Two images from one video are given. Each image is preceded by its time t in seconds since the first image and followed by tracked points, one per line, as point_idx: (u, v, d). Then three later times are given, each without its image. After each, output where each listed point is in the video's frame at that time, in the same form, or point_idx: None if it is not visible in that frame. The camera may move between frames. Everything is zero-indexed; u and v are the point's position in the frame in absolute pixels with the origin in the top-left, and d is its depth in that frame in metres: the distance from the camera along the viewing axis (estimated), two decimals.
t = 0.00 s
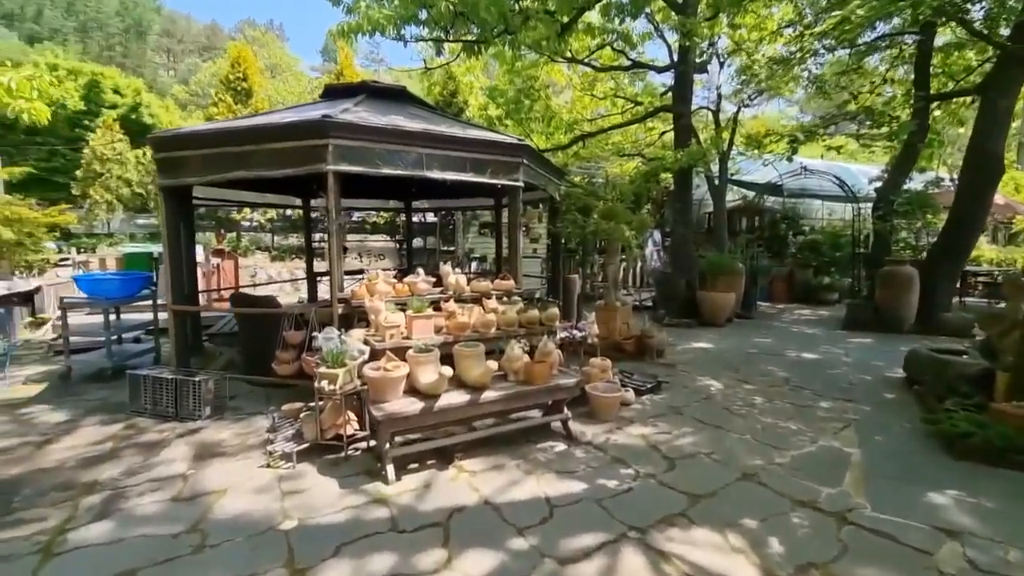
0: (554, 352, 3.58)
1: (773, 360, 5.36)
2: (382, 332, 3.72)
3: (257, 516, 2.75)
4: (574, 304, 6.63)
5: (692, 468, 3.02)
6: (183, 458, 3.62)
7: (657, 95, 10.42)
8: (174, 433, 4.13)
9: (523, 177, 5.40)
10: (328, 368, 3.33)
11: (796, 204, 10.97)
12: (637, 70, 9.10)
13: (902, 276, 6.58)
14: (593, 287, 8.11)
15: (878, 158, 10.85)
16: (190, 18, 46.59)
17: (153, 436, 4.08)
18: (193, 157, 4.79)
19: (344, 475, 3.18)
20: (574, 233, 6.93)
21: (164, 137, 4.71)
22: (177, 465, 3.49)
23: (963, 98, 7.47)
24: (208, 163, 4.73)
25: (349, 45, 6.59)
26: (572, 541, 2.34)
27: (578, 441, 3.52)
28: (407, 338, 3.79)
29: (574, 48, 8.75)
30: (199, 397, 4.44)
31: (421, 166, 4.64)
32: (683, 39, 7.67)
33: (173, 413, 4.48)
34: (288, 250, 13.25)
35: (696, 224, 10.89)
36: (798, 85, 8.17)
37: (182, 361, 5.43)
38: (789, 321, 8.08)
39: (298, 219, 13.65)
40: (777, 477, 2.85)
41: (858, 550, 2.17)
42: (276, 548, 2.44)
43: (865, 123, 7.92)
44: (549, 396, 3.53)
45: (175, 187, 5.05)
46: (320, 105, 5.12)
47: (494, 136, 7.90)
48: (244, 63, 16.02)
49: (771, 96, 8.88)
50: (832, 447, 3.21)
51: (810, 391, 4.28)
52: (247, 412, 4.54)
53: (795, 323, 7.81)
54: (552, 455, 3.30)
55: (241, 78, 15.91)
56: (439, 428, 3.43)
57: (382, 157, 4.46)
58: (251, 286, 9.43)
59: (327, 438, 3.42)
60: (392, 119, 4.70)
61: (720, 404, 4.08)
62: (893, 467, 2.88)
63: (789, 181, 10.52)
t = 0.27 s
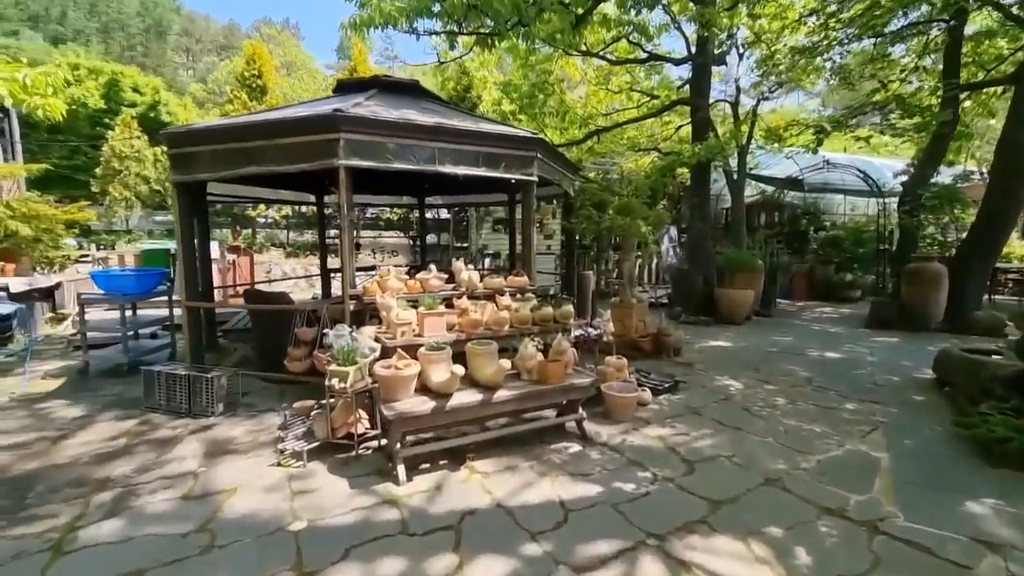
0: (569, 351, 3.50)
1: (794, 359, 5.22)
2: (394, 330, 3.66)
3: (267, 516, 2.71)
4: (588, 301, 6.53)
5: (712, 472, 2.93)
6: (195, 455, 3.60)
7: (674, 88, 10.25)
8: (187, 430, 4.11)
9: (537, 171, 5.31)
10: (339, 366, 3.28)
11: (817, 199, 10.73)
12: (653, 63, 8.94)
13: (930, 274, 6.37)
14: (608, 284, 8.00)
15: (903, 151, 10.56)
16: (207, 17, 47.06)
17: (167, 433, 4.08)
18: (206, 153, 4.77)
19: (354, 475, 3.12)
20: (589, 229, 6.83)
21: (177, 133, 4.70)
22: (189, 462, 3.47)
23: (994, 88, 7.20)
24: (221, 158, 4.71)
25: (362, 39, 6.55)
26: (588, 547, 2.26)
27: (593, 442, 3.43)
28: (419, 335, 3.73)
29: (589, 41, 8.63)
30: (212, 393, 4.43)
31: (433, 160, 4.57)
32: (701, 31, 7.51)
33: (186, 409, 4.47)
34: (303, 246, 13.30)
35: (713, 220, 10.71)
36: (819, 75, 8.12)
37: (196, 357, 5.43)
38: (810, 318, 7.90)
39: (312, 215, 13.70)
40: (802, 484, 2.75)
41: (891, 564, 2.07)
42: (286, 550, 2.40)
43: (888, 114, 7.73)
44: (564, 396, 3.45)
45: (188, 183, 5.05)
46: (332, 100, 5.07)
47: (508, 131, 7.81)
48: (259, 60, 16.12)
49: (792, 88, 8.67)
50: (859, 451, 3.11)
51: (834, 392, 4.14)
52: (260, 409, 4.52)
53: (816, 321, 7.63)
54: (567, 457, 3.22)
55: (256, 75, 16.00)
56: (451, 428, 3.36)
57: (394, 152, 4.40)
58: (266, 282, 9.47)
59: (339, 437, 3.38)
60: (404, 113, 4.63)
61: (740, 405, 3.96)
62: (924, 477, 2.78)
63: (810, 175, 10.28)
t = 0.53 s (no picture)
0: (584, 350, 3.34)
1: (817, 360, 5.03)
2: (403, 327, 3.54)
3: (269, 522, 2.59)
4: (603, 298, 6.36)
5: (737, 481, 2.77)
6: (198, 454, 3.50)
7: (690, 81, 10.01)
8: (191, 428, 4.02)
9: (550, 164, 5.14)
10: (345, 365, 3.15)
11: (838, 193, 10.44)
12: (670, 54, 8.72)
13: (960, 270, 6.16)
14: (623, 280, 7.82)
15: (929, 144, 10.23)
16: (222, 14, 47.27)
17: (171, 431, 3.99)
18: (212, 145, 4.67)
19: (360, 478, 3.00)
20: (603, 224, 6.65)
21: (182, 124, 4.60)
22: (192, 462, 3.37)
23: None
24: (227, 150, 4.61)
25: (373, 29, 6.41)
26: (606, 562, 2.12)
27: (609, 446, 3.28)
28: (428, 333, 3.59)
29: (604, 32, 8.43)
30: (218, 391, 4.33)
31: (443, 152, 4.42)
32: (719, 19, 7.28)
33: (191, 407, 4.38)
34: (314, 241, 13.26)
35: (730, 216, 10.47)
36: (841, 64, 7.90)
37: (203, 354, 5.35)
38: (831, 317, 7.67)
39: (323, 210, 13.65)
40: (834, 495, 2.58)
41: None
42: (286, 559, 2.28)
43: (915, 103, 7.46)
44: (578, 398, 3.30)
45: (194, 176, 4.95)
46: (341, 90, 4.95)
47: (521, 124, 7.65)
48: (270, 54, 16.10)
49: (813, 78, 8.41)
50: (894, 460, 2.93)
51: (863, 395, 3.94)
52: (266, 407, 4.42)
53: (838, 319, 7.40)
54: (582, 462, 3.07)
55: (267, 69, 15.97)
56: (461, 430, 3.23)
57: (402, 143, 4.26)
58: (277, 277, 9.42)
59: (344, 438, 3.25)
60: (413, 103, 4.49)
61: (763, 408, 3.79)
62: (968, 490, 2.59)
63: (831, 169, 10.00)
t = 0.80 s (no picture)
0: (595, 354, 3.18)
1: (836, 361, 4.85)
2: (406, 328, 3.39)
3: (263, 536, 2.45)
4: (612, 296, 6.19)
5: (759, 495, 2.60)
6: (193, 460, 3.37)
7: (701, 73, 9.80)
8: (188, 432, 3.89)
9: (559, 157, 4.97)
10: (345, 368, 3.00)
11: (852, 189, 10.21)
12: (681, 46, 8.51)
13: (984, 269, 5.95)
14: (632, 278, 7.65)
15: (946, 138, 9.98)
16: (228, 10, 47.26)
17: (167, 434, 3.86)
18: (210, 138, 4.53)
19: (360, 488, 2.86)
20: (613, 220, 6.48)
21: (179, 118, 4.46)
22: (186, 469, 3.24)
23: None
24: (225, 144, 4.47)
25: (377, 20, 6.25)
26: None
27: (621, 453, 3.12)
28: (432, 335, 3.44)
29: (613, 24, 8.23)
30: (215, 393, 4.20)
31: (449, 145, 4.26)
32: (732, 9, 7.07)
33: (189, 409, 4.26)
34: (319, 237, 13.16)
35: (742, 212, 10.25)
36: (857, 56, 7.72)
37: (203, 353, 5.23)
38: (846, 316, 7.47)
39: (328, 206, 13.54)
40: (864, 512, 2.41)
41: None
42: None
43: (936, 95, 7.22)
44: (589, 403, 3.14)
45: (193, 170, 4.82)
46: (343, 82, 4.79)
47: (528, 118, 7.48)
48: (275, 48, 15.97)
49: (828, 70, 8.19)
50: (925, 472, 2.76)
51: (888, 401, 3.76)
52: (266, 409, 4.29)
53: (853, 318, 7.21)
54: (593, 471, 2.91)
55: (272, 63, 15.86)
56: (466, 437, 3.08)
57: (406, 136, 4.10)
58: (281, 274, 9.30)
59: (344, 445, 3.12)
60: (417, 94, 4.32)
61: (782, 413, 3.62)
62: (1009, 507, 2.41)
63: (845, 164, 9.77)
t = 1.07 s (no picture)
0: (606, 353, 3.06)
1: (854, 360, 4.70)
2: (411, 326, 3.29)
3: (261, 542, 2.36)
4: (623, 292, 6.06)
5: (779, 503, 2.47)
6: (193, 460, 3.29)
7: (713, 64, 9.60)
8: (189, 430, 3.82)
9: (569, 150, 4.83)
10: (347, 368, 2.90)
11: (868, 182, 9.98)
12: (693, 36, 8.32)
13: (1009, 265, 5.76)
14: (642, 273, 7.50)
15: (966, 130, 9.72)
16: (237, 4, 47.25)
17: (168, 432, 3.79)
18: (212, 130, 4.44)
19: (362, 491, 2.76)
20: (623, 214, 6.34)
21: (181, 109, 4.37)
22: (186, 469, 3.16)
23: None
24: (227, 136, 4.37)
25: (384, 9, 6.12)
26: None
27: (633, 457, 3.00)
28: (437, 333, 3.34)
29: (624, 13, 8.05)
30: (218, 390, 4.13)
31: (455, 136, 4.14)
32: None
33: (191, 407, 4.18)
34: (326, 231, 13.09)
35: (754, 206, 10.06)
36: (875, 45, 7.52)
37: (206, 349, 5.16)
38: (862, 312, 7.30)
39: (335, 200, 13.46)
40: (891, 523, 2.28)
41: None
42: None
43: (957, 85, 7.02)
44: (600, 405, 3.02)
45: (196, 163, 4.74)
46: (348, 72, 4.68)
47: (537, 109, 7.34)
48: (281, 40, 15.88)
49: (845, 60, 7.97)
50: (955, 479, 2.62)
51: (911, 403, 3.61)
52: (270, 407, 4.21)
53: (870, 315, 7.03)
54: (604, 476, 2.80)
55: (278, 55, 15.78)
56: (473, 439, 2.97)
57: (411, 127, 3.98)
58: (288, 268, 9.25)
59: (346, 446, 3.03)
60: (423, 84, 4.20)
61: (800, 415, 3.48)
62: None
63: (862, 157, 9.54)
